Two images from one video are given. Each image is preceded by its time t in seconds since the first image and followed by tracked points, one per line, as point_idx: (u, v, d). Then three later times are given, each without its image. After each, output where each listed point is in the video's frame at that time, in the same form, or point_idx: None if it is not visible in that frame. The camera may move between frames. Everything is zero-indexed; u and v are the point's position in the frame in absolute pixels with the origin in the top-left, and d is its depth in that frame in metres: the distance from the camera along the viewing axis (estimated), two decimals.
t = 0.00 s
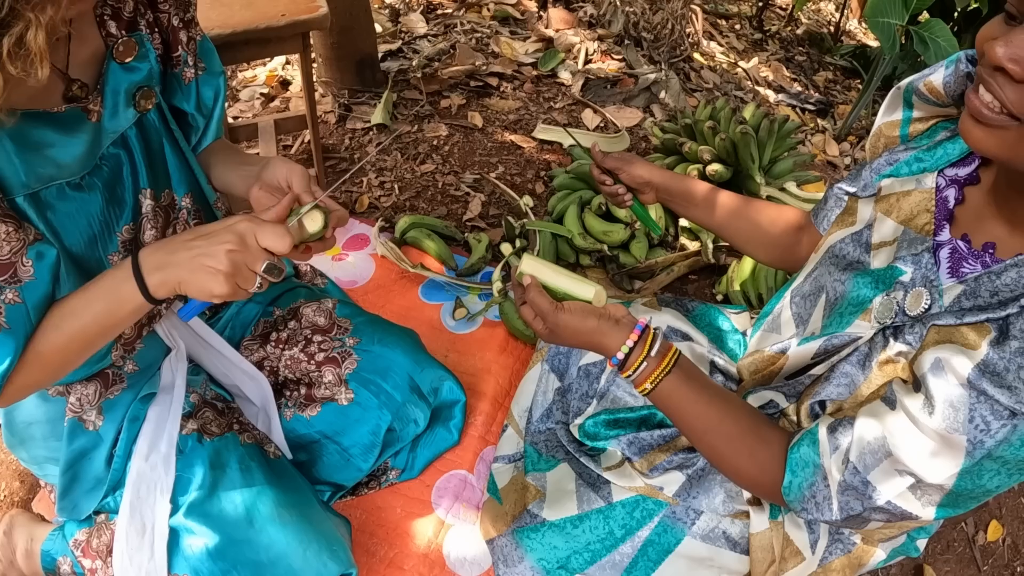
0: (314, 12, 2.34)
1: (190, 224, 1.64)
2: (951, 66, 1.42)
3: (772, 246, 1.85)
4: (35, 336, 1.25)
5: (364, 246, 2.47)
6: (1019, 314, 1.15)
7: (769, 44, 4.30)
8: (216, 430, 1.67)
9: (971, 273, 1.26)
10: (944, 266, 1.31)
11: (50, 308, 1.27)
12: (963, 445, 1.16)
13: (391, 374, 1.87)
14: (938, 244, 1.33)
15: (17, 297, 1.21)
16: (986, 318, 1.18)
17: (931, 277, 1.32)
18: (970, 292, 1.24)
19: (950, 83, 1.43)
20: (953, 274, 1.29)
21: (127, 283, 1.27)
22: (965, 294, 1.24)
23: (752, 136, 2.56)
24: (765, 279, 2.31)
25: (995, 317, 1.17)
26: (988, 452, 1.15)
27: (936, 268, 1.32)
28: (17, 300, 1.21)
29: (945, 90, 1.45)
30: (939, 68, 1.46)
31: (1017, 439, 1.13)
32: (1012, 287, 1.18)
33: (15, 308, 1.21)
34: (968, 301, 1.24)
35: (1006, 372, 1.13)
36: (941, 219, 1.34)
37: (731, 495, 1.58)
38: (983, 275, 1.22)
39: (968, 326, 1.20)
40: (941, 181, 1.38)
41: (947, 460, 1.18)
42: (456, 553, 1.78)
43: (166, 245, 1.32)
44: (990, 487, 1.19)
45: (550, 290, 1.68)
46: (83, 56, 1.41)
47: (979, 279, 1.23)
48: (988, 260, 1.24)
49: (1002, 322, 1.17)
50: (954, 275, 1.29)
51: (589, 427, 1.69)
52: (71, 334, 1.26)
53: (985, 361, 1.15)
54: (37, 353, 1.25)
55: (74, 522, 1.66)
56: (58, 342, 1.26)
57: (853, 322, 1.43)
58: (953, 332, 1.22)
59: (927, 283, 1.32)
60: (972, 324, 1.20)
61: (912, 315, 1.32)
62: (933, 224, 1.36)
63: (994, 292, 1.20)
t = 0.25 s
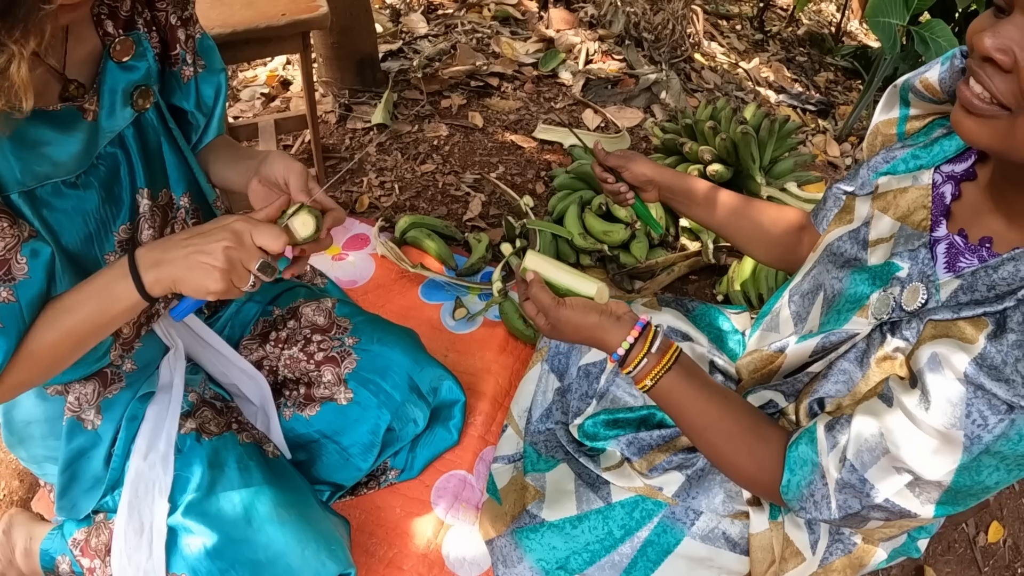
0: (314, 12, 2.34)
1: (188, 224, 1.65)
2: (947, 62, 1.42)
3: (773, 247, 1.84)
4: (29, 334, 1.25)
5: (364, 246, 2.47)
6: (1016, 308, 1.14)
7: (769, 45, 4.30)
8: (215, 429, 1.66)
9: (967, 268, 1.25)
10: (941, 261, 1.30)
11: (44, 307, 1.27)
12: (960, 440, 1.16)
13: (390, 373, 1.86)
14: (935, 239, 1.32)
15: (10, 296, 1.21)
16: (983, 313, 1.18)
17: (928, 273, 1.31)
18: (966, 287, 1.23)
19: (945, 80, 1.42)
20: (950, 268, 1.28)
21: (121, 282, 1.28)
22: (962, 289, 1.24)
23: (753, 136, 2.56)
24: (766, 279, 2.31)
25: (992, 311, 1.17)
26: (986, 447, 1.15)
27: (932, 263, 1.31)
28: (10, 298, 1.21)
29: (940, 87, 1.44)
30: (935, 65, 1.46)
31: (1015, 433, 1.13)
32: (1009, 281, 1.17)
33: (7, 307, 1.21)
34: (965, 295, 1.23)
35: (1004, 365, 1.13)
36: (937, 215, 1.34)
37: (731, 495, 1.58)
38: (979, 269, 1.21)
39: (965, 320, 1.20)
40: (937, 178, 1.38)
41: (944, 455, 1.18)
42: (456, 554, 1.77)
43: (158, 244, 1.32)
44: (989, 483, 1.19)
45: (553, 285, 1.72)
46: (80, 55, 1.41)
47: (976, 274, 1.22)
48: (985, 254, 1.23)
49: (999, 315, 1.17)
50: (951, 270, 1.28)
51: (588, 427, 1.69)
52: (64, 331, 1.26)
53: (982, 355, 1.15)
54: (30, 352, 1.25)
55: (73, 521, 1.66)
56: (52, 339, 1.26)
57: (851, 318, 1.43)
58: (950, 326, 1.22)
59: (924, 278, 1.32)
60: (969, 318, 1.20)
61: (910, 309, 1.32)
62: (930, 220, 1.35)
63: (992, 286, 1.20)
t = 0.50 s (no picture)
0: (315, 13, 2.34)
1: (189, 224, 1.65)
2: (941, 63, 1.42)
3: (773, 249, 1.85)
4: (26, 339, 1.25)
5: (364, 247, 2.47)
6: (1011, 306, 1.16)
7: (770, 46, 4.30)
8: (215, 430, 1.67)
9: (964, 267, 1.25)
10: (937, 260, 1.30)
11: (41, 314, 1.27)
12: (957, 439, 1.16)
13: (390, 374, 1.87)
14: (931, 239, 1.32)
15: (9, 304, 1.22)
16: (979, 311, 1.19)
17: (923, 272, 1.32)
18: (962, 286, 1.23)
19: (939, 81, 1.41)
20: (945, 268, 1.28)
21: (115, 291, 1.28)
22: (957, 289, 1.24)
23: (753, 137, 2.56)
24: (766, 281, 2.31)
25: (988, 310, 1.18)
26: (982, 446, 1.15)
27: (928, 263, 1.32)
28: (9, 307, 1.22)
29: (934, 87, 1.43)
30: (929, 65, 1.45)
31: (1012, 432, 1.13)
32: (1004, 280, 1.19)
33: (6, 315, 1.22)
34: (961, 294, 1.24)
35: (999, 364, 1.14)
36: (933, 214, 1.34)
37: (730, 496, 1.58)
38: (975, 268, 1.22)
39: (960, 319, 1.21)
40: (934, 178, 1.38)
41: (940, 454, 1.18)
42: (456, 554, 1.78)
43: (154, 251, 1.32)
44: (986, 482, 1.19)
45: (554, 284, 1.73)
46: (80, 57, 1.42)
47: (971, 272, 1.22)
48: (981, 253, 1.23)
49: (994, 314, 1.18)
50: (946, 269, 1.28)
51: (587, 428, 1.69)
52: (60, 337, 1.27)
53: (977, 353, 1.16)
54: (27, 355, 1.25)
55: (74, 521, 1.66)
56: (49, 344, 1.27)
57: (847, 318, 1.43)
58: (946, 325, 1.22)
59: (920, 278, 1.32)
60: (965, 316, 1.20)
61: (905, 309, 1.32)
62: (926, 220, 1.35)
63: (987, 285, 1.20)
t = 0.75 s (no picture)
0: (318, 14, 2.35)
1: (190, 223, 1.67)
2: (940, 66, 1.41)
3: (773, 252, 1.85)
4: (16, 339, 1.26)
5: (366, 248, 2.48)
6: (1010, 307, 1.16)
7: (773, 47, 4.31)
8: (217, 428, 1.68)
9: (962, 268, 1.26)
10: (936, 262, 1.31)
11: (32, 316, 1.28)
12: (956, 439, 1.17)
13: (392, 374, 1.87)
14: (930, 241, 1.33)
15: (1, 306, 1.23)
16: (977, 311, 1.19)
17: (923, 273, 1.32)
18: (961, 287, 1.24)
19: (938, 84, 1.42)
20: (945, 269, 1.29)
21: (106, 294, 1.28)
22: (956, 289, 1.24)
23: (755, 139, 2.57)
24: (767, 282, 2.32)
25: (987, 310, 1.18)
26: (980, 445, 1.16)
27: (927, 264, 1.32)
28: None
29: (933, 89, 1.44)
30: (928, 68, 1.45)
31: (1010, 431, 1.14)
32: (1003, 281, 1.19)
33: None
34: (960, 295, 1.24)
35: (998, 364, 1.15)
36: (932, 217, 1.35)
37: (730, 496, 1.58)
38: (974, 269, 1.22)
39: (959, 319, 1.21)
40: (933, 180, 1.38)
41: (938, 454, 1.19)
42: (457, 554, 1.78)
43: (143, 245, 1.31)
44: (985, 482, 1.19)
45: (559, 282, 1.77)
46: (83, 57, 1.43)
47: (970, 274, 1.23)
48: (980, 255, 1.24)
49: (993, 315, 1.18)
50: (946, 270, 1.28)
51: (588, 428, 1.70)
52: (47, 341, 1.27)
53: (975, 353, 1.17)
54: (19, 355, 1.26)
55: (76, 519, 1.66)
56: (37, 347, 1.27)
57: (846, 320, 1.43)
58: (944, 326, 1.23)
59: (919, 279, 1.32)
60: (964, 317, 1.21)
61: (905, 310, 1.32)
62: (926, 222, 1.36)
63: (986, 286, 1.21)
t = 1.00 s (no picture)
0: (322, 14, 2.35)
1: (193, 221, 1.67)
2: (945, 70, 1.41)
3: (777, 254, 1.85)
4: (18, 338, 1.25)
5: (369, 248, 2.48)
6: (1015, 311, 1.16)
7: (775, 49, 4.31)
8: (219, 428, 1.68)
9: (967, 272, 1.26)
10: (940, 265, 1.31)
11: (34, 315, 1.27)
12: (959, 441, 1.17)
13: (395, 374, 1.88)
14: (935, 245, 1.34)
15: (4, 305, 1.23)
16: (981, 315, 1.18)
17: (928, 277, 1.32)
18: (966, 291, 1.24)
19: (944, 88, 1.42)
20: (950, 273, 1.29)
21: (108, 293, 1.28)
22: (961, 293, 1.25)
23: (758, 140, 2.57)
24: (770, 284, 2.32)
25: (991, 314, 1.18)
26: (984, 448, 1.16)
27: (932, 268, 1.32)
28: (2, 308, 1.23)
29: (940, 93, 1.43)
30: (934, 72, 1.44)
31: (1013, 435, 1.14)
32: (1008, 285, 1.19)
33: None
34: (965, 299, 1.24)
35: (1001, 368, 1.15)
36: (936, 221, 1.35)
37: (733, 497, 1.58)
38: (979, 273, 1.22)
39: (963, 322, 1.20)
40: (938, 184, 1.39)
41: (942, 457, 1.19)
42: (459, 554, 1.78)
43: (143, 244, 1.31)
44: (987, 485, 1.20)
45: (565, 280, 1.81)
46: (86, 58, 1.43)
47: (975, 278, 1.23)
48: (984, 259, 1.24)
49: (997, 319, 1.18)
50: (951, 274, 1.29)
51: (591, 430, 1.70)
52: (50, 339, 1.27)
53: (979, 356, 1.17)
54: (20, 353, 1.26)
55: (79, 518, 1.67)
56: (42, 345, 1.27)
57: (851, 322, 1.43)
58: (949, 329, 1.22)
59: (924, 283, 1.32)
60: (969, 321, 1.20)
61: (910, 314, 1.32)
62: (931, 225, 1.37)
63: (991, 289, 1.21)
